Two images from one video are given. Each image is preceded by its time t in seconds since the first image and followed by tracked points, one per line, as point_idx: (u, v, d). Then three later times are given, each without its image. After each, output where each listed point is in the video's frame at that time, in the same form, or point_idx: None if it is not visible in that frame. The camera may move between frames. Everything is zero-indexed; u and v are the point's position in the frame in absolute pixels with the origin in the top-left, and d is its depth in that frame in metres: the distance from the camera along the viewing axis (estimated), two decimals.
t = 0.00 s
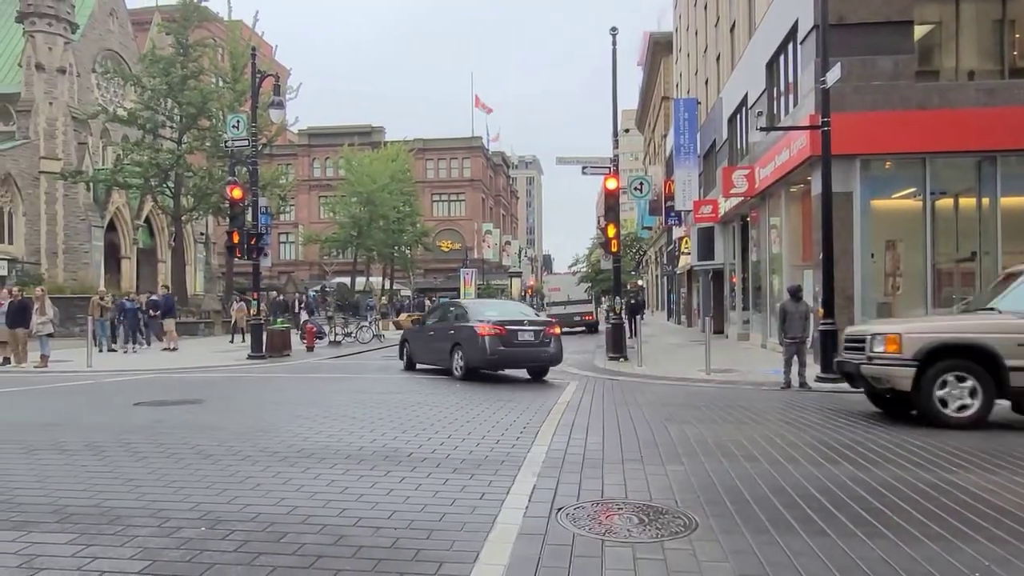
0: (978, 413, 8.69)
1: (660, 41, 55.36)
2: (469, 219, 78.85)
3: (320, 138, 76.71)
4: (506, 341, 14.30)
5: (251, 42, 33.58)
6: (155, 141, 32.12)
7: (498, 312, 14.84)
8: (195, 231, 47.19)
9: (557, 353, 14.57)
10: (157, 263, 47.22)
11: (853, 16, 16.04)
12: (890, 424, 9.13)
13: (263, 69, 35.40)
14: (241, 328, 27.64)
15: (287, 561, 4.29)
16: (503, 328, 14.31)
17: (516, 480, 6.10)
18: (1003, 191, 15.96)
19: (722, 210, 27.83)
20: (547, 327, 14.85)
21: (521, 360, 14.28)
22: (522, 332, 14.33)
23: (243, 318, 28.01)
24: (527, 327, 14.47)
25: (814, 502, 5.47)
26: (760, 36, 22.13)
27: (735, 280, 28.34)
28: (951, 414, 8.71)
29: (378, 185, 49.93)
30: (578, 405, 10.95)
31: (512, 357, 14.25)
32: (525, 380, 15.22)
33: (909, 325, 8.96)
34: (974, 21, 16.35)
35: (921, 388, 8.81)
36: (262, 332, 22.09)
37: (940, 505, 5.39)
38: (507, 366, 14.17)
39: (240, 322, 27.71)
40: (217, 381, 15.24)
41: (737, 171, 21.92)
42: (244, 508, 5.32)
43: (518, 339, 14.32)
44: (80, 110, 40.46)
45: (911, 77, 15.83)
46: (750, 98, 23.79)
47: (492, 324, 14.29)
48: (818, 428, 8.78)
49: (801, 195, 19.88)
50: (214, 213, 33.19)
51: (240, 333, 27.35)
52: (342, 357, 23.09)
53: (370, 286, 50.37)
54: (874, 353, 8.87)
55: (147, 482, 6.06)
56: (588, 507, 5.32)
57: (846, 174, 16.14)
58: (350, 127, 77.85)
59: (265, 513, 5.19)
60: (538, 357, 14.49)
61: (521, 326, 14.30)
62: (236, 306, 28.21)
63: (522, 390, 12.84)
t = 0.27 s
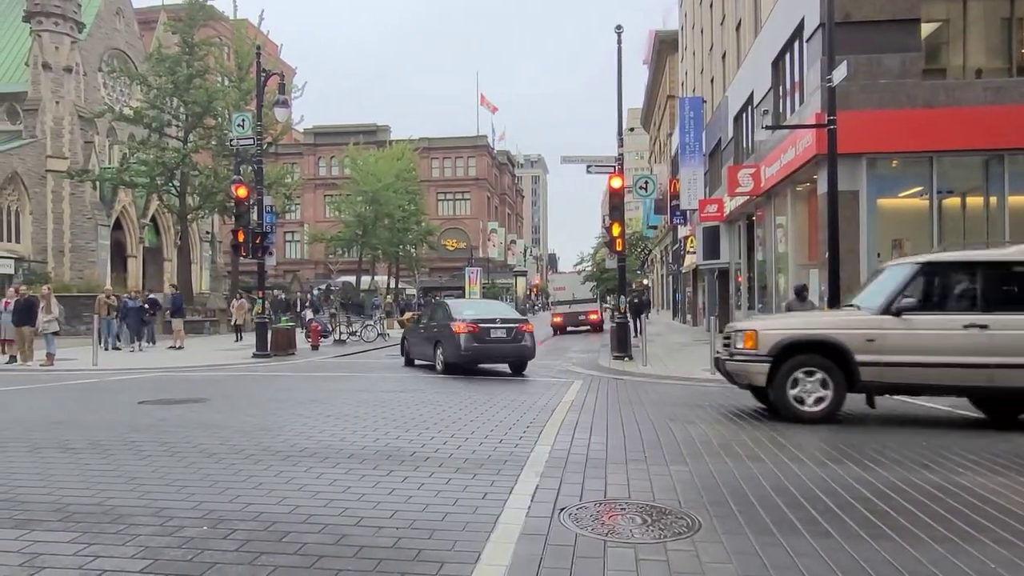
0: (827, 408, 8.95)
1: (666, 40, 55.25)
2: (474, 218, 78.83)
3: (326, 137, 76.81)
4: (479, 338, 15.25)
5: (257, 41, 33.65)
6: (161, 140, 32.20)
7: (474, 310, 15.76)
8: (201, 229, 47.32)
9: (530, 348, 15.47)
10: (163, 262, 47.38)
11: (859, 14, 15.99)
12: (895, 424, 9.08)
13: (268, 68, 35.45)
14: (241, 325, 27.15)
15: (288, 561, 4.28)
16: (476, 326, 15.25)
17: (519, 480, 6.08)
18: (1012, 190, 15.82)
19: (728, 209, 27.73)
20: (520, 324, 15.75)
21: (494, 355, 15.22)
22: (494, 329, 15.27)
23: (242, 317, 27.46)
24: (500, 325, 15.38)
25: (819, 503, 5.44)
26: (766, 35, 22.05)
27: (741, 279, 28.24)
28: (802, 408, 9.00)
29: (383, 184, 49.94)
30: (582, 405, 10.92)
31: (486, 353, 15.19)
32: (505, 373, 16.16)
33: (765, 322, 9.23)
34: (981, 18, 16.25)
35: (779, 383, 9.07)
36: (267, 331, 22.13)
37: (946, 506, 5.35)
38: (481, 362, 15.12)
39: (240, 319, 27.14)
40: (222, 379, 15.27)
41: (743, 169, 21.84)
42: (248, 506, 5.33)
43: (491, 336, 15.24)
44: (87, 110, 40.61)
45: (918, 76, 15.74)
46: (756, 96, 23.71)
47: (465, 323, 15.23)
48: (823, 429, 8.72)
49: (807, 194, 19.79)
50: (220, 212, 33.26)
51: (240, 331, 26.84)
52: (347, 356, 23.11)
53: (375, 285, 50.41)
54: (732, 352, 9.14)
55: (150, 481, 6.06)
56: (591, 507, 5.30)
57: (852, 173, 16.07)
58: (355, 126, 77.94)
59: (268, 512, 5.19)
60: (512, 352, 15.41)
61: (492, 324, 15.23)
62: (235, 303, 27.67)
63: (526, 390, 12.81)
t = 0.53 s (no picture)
0: (681, 402, 9.24)
1: (669, 39, 55.24)
2: (477, 218, 78.88)
3: (329, 138, 76.92)
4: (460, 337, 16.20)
5: (260, 42, 33.68)
6: (165, 141, 32.27)
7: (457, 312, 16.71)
8: (205, 230, 47.42)
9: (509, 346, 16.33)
10: (167, 263, 47.51)
11: (862, 13, 16.00)
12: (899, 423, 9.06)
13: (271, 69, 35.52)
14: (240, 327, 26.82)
15: (289, 561, 4.28)
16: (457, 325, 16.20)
17: (520, 480, 6.08)
18: (1016, 188, 15.75)
19: (731, 208, 27.68)
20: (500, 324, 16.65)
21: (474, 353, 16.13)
22: (474, 328, 16.19)
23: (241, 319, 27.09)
24: (480, 324, 16.30)
25: (821, 503, 5.43)
26: (769, 34, 22.02)
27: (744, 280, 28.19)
28: (659, 405, 9.29)
29: (387, 185, 49.99)
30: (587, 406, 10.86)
31: (466, 351, 16.12)
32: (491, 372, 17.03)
33: (622, 320, 9.44)
34: (985, 17, 16.19)
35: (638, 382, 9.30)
36: (270, 331, 22.16)
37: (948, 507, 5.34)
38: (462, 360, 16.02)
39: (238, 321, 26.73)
40: (225, 379, 15.28)
41: (746, 169, 21.82)
42: (249, 507, 5.34)
43: (471, 334, 16.16)
44: (91, 111, 40.74)
45: (921, 74, 15.69)
46: (759, 95, 23.67)
47: (446, 323, 16.20)
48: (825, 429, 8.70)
49: (811, 193, 19.75)
50: (223, 212, 33.33)
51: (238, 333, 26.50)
52: (350, 356, 23.13)
53: (378, 286, 50.49)
54: (591, 352, 9.34)
55: (152, 481, 6.07)
56: (591, 507, 5.30)
57: (855, 173, 16.07)
58: (359, 126, 78.02)
59: (269, 512, 5.19)
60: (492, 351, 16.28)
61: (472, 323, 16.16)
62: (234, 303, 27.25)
63: (529, 390, 12.81)
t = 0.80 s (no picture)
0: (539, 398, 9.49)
1: (670, 39, 55.22)
2: (479, 218, 78.87)
3: (331, 138, 76.97)
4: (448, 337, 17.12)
5: (262, 42, 33.71)
6: (167, 141, 32.31)
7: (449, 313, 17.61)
8: (207, 230, 47.46)
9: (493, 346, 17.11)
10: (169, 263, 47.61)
11: (863, 12, 15.95)
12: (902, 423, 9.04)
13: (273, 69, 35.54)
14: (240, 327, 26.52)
15: (288, 561, 4.28)
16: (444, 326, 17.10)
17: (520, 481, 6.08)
18: (1018, 188, 15.68)
19: (733, 208, 27.65)
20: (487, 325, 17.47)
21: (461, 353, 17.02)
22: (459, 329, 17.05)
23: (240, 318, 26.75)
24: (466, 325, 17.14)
25: (822, 503, 5.41)
26: (771, 33, 21.99)
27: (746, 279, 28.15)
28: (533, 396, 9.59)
29: (388, 184, 50.00)
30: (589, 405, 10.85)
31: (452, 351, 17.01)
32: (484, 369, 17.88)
33: (485, 318, 9.76)
34: (987, 15, 16.22)
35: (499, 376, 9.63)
36: (271, 331, 22.17)
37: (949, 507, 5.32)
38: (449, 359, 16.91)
39: (236, 321, 26.39)
40: (227, 379, 15.30)
41: (748, 168, 21.79)
42: (248, 506, 5.34)
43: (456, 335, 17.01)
44: (93, 111, 40.79)
45: (923, 73, 15.65)
46: (761, 94, 23.62)
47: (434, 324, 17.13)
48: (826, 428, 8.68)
49: (812, 193, 19.72)
50: (225, 212, 33.35)
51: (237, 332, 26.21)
52: (352, 356, 23.14)
53: (380, 285, 50.50)
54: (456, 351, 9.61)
55: (152, 481, 6.07)
56: (591, 508, 5.29)
57: (856, 172, 16.04)
58: (360, 126, 78.08)
59: (270, 512, 5.20)
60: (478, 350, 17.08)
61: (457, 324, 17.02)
62: (235, 304, 26.91)
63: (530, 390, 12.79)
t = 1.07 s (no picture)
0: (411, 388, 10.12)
1: (671, 38, 55.20)
2: (480, 217, 78.87)
3: (332, 137, 77.01)
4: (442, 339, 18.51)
5: (263, 42, 33.72)
6: (168, 141, 32.33)
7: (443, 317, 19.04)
8: (208, 229, 47.50)
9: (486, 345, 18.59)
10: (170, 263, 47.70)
11: (864, 11, 15.90)
12: (902, 424, 9.04)
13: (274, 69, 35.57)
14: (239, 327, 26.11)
15: (288, 561, 4.28)
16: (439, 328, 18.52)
17: (520, 480, 6.08)
18: (1020, 187, 15.79)
19: (734, 207, 27.63)
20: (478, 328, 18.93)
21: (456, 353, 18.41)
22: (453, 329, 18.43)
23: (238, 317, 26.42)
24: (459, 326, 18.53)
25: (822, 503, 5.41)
26: (772, 32, 21.96)
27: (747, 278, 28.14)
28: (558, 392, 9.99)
29: (389, 184, 50.02)
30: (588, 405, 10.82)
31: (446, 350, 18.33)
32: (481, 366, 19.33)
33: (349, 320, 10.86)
34: (989, 15, 16.24)
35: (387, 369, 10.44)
36: (272, 331, 22.20)
37: (949, 506, 5.31)
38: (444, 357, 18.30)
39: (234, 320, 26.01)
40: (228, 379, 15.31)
41: (748, 168, 21.77)
42: (247, 506, 5.33)
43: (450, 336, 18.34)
44: (94, 111, 40.82)
45: (924, 72, 15.59)
46: (762, 94, 23.61)
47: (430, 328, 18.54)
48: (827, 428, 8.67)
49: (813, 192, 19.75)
50: (226, 212, 33.38)
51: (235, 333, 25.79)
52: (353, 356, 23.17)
53: (381, 285, 50.52)
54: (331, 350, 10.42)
55: (151, 481, 6.07)
56: (592, 508, 5.28)
57: (858, 171, 16.00)
58: (361, 126, 78.12)
59: (269, 512, 5.19)
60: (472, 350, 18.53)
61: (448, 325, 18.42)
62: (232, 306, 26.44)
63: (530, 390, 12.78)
